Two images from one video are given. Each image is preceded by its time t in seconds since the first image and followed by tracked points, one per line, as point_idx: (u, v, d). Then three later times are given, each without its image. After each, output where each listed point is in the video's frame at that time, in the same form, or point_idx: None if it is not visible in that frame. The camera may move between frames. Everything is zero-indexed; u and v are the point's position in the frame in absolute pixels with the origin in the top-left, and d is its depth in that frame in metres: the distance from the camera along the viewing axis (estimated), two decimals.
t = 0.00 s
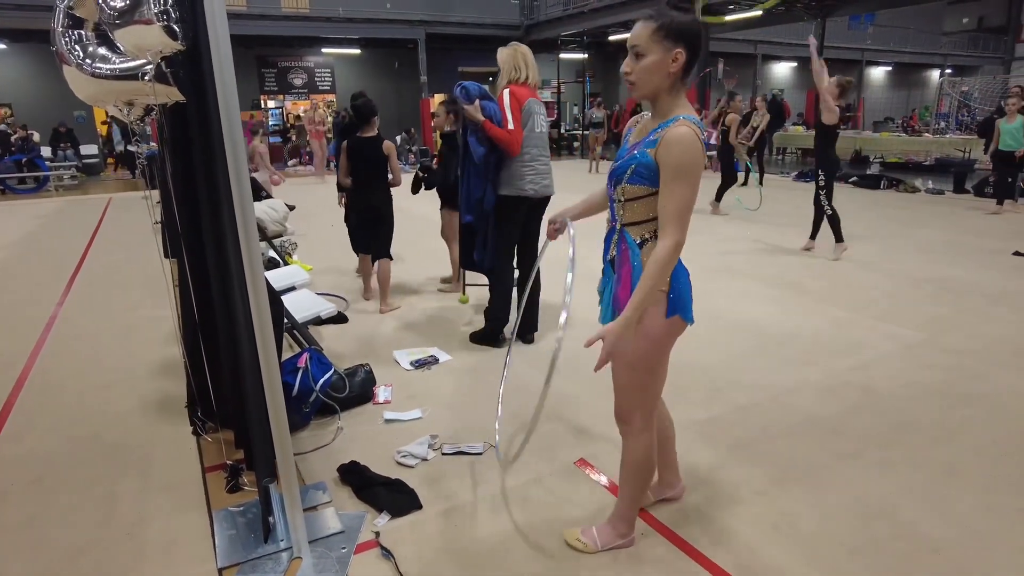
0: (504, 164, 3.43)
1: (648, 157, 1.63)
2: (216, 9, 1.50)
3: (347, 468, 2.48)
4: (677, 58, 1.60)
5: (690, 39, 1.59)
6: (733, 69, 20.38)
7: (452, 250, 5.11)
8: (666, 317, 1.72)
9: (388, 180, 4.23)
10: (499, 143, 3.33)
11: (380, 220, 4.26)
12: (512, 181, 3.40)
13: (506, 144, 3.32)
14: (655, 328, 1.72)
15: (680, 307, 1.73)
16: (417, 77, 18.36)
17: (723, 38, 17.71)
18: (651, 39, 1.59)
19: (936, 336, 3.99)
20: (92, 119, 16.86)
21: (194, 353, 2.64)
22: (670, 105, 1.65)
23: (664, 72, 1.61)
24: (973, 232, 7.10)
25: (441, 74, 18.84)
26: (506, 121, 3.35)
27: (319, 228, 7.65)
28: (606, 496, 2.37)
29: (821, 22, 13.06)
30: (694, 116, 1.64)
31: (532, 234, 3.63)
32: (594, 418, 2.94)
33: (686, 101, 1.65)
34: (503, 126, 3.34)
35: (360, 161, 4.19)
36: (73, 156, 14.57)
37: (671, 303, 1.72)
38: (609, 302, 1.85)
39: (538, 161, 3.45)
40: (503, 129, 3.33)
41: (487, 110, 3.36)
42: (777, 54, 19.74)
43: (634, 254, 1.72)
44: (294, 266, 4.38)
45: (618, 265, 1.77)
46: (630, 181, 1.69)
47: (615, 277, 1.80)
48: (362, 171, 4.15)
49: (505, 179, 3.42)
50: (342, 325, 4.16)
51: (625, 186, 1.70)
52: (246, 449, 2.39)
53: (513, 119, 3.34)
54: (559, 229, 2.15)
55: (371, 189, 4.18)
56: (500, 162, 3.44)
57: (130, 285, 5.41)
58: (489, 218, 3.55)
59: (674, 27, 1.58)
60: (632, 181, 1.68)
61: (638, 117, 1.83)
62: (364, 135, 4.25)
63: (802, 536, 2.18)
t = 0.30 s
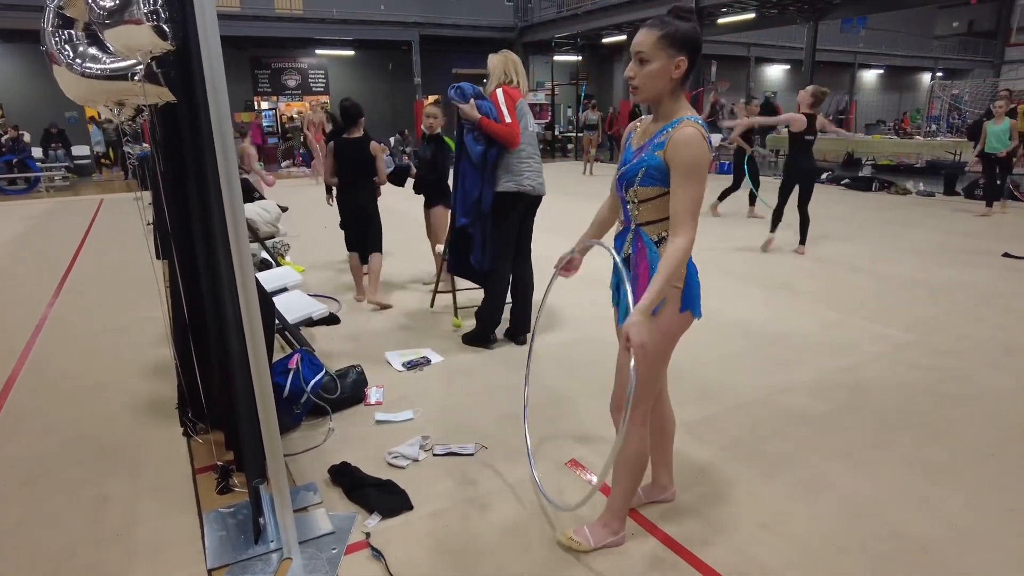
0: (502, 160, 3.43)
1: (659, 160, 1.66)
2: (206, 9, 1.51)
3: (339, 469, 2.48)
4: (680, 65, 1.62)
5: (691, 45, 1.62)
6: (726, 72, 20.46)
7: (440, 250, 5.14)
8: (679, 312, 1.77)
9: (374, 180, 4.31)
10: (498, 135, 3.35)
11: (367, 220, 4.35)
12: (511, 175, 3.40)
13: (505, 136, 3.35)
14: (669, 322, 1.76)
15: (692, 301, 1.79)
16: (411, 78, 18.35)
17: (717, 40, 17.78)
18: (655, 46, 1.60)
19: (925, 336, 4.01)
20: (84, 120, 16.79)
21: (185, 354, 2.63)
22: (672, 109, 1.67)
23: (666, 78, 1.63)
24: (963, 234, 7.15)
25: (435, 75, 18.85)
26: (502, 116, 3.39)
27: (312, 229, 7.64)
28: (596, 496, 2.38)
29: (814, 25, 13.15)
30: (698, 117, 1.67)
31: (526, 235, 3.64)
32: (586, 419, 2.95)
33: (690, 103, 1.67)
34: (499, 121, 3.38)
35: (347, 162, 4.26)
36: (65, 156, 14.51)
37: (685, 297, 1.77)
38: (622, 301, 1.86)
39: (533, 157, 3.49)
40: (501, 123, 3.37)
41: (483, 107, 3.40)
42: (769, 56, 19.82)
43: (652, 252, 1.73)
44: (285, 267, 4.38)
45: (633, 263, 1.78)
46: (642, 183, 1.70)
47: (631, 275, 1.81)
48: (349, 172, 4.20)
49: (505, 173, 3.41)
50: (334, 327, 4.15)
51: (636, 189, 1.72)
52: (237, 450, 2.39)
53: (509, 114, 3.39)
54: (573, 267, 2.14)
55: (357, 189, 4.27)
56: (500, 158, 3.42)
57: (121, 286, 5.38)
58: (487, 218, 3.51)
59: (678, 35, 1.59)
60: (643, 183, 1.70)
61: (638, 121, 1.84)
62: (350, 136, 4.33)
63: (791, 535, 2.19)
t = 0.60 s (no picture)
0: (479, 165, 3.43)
1: (653, 159, 1.65)
2: (184, 6, 1.49)
3: (321, 473, 2.46)
4: (667, 67, 1.62)
5: (677, 48, 1.63)
6: (709, 76, 20.64)
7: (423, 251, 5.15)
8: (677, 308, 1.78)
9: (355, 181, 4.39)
10: (474, 142, 3.35)
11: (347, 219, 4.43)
12: (487, 181, 3.41)
13: (482, 143, 3.35)
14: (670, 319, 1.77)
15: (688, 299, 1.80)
16: (395, 81, 18.32)
17: (700, 45, 17.93)
18: (643, 49, 1.60)
19: (905, 337, 4.07)
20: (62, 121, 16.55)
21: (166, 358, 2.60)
22: (661, 111, 1.67)
23: (654, 81, 1.63)
24: (941, 236, 7.26)
25: (420, 78, 18.83)
26: (482, 122, 3.38)
27: (296, 232, 7.59)
28: (579, 497, 2.39)
29: (796, 30, 13.31)
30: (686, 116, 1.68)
31: (507, 237, 3.65)
32: (569, 420, 2.96)
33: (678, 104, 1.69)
34: (478, 127, 3.38)
35: (328, 163, 4.30)
36: (43, 158, 14.29)
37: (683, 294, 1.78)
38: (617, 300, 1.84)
39: (512, 164, 3.48)
40: (480, 131, 3.36)
41: (463, 113, 3.39)
42: (752, 61, 20.02)
43: (650, 252, 1.75)
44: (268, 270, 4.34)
45: (630, 263, 1.79)
46: (637, 183, 1.70)
47: (627, 274, 1.81)
48: (329, 172, 4.28)
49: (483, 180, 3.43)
50: (317, 330, 4.13)
51: (631, 189, 1.72)
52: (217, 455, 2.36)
53: (488, 120, 3.37)
54: (579, 288, 2.10)
55: (338, 190, 4.34)
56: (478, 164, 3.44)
57: (100, 290, 5.31)
58: (467, 220, 3.53)
59: (665, 39, 1.60)
60: (638, 184, 1.70)
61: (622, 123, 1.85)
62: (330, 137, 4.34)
63: (772, 533, 2.22)
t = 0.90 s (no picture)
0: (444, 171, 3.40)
1: (639, 161, 1.63)
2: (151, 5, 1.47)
3: (291, 478, 2.43)
4: (647, 69, 1.60)
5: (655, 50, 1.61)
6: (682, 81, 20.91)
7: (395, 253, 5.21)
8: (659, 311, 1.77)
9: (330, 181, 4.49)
10: (440, 149, 3.33)
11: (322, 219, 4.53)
12: (451, 188, 3.39)
13: (448, 150, 3.33)
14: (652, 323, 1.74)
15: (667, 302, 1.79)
16: (369, 83, 18.22)
17: (672, 50, 18.16)
18: (622, 52, 1.58)
19: (870, 338, 4.16)
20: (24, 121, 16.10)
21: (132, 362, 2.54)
22: (642, 114, 1.65)
23: (636, 83, 1.61)
24: (906, 239, 7.44)
25: (394, 81, 18.78)
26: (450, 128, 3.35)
27: (268, 234, 7.50)
28: (552, 498, 2.39)
29: (765, 36, 13.56)
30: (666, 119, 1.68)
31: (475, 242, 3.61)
32: (544, 423, 2.96)
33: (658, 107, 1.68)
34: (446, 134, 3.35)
35: (304, 164, 4.37)
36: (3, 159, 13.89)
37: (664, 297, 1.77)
38: (596, 305, 1.82)
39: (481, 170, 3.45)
40: (447, 138, 3.33)
41: (432, 118, 3.37)
42: (723, 67, 20.33)
43: (632, 255, 1.72)
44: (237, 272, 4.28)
45: (613, 267, 1.75)
46: (622, 186, 1.67)
47: (608, 279, 1.77)
48: (306, 173, 4.38)
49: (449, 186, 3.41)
50: (288, 334, 4.08)
51: (616, 192, 1.68)
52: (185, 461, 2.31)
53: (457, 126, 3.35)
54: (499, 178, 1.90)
55: (315, 190, 4.43)
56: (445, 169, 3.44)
57: (64, 294, 5.17)
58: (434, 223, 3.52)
59: (642, 41, 1.57)
60: (623, 186, 1.67)
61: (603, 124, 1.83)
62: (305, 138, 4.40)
63: (742, 532, 2.25)
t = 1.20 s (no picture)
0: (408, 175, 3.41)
1: (624, 163, 1.62)
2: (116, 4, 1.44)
3: (262, 483, 2.40)
4: (625, 66, 1.59)
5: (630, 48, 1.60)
6: (654, 84, 21.14)
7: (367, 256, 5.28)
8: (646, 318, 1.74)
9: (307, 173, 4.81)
10: (400, 154, 3.33)
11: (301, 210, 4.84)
12: (416, 192, 3.40)
13: (409, 154, 3.32)
14: (638, 330, 1.71)
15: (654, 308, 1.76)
16: (342, 83, 18.07)
17: (645, 54, 18.35)
18: (597, 55, 1.57)
19: (838, 338, 4.25)
20: None
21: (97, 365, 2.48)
22: (624, 115, 1.65)
23: (616, 83, 1.60)
24: (871, 241, 7.63)
25: (367, 81, 18.66)
26: (410, 131, 3.35)
27: (238, 235, 7.38)
28: (526, 500, 2.40)
29: (736, 41, 13.78)
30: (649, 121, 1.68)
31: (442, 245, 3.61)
32: (518, 425, 2.96)
33: (637, 108, 1.67)
34: (407, 139, 3.36)
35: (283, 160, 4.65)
36: None
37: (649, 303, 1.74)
38: (582, 313, 1.80)
39: (445, 172, 3.45)
40: (408, 142, 3.34)
41: (393, 122, 3.38)
42: (695, 70, 20.61)
43: (615, 259, 1.69)
44: (206, 274, 4.20)
45: (596, 272, 1.72)
46: (607, 188, 1.65)
47: (593, 286, 1.74)
48: (282, 168, 4.81)
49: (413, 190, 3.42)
50: (258, 336, 4.03)
51: (601, 194, 1.67)
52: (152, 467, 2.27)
53: (417, 130, 3.35)
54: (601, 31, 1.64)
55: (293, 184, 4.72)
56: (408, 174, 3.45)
57: (24, 295, 5.03)
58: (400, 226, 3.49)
59: (613, 40, 1.57)
60: (608, 189, 1.65)
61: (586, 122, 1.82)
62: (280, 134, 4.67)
63: (715, 531, 2.28)
